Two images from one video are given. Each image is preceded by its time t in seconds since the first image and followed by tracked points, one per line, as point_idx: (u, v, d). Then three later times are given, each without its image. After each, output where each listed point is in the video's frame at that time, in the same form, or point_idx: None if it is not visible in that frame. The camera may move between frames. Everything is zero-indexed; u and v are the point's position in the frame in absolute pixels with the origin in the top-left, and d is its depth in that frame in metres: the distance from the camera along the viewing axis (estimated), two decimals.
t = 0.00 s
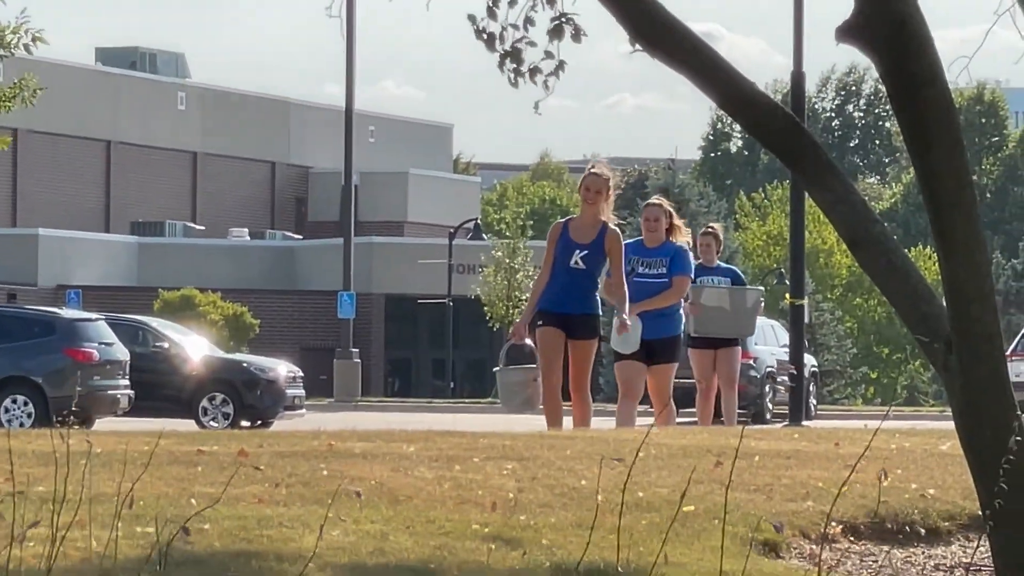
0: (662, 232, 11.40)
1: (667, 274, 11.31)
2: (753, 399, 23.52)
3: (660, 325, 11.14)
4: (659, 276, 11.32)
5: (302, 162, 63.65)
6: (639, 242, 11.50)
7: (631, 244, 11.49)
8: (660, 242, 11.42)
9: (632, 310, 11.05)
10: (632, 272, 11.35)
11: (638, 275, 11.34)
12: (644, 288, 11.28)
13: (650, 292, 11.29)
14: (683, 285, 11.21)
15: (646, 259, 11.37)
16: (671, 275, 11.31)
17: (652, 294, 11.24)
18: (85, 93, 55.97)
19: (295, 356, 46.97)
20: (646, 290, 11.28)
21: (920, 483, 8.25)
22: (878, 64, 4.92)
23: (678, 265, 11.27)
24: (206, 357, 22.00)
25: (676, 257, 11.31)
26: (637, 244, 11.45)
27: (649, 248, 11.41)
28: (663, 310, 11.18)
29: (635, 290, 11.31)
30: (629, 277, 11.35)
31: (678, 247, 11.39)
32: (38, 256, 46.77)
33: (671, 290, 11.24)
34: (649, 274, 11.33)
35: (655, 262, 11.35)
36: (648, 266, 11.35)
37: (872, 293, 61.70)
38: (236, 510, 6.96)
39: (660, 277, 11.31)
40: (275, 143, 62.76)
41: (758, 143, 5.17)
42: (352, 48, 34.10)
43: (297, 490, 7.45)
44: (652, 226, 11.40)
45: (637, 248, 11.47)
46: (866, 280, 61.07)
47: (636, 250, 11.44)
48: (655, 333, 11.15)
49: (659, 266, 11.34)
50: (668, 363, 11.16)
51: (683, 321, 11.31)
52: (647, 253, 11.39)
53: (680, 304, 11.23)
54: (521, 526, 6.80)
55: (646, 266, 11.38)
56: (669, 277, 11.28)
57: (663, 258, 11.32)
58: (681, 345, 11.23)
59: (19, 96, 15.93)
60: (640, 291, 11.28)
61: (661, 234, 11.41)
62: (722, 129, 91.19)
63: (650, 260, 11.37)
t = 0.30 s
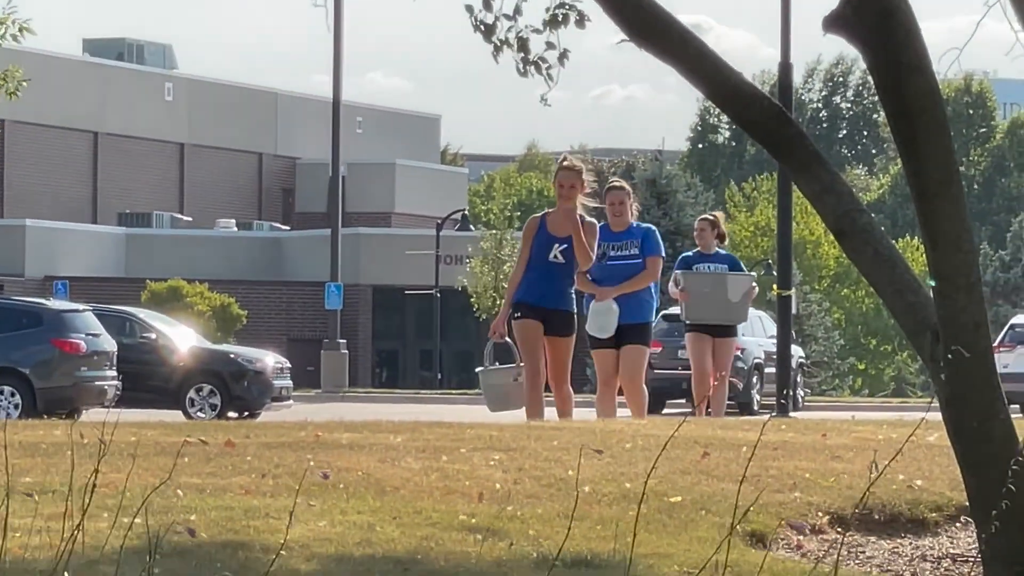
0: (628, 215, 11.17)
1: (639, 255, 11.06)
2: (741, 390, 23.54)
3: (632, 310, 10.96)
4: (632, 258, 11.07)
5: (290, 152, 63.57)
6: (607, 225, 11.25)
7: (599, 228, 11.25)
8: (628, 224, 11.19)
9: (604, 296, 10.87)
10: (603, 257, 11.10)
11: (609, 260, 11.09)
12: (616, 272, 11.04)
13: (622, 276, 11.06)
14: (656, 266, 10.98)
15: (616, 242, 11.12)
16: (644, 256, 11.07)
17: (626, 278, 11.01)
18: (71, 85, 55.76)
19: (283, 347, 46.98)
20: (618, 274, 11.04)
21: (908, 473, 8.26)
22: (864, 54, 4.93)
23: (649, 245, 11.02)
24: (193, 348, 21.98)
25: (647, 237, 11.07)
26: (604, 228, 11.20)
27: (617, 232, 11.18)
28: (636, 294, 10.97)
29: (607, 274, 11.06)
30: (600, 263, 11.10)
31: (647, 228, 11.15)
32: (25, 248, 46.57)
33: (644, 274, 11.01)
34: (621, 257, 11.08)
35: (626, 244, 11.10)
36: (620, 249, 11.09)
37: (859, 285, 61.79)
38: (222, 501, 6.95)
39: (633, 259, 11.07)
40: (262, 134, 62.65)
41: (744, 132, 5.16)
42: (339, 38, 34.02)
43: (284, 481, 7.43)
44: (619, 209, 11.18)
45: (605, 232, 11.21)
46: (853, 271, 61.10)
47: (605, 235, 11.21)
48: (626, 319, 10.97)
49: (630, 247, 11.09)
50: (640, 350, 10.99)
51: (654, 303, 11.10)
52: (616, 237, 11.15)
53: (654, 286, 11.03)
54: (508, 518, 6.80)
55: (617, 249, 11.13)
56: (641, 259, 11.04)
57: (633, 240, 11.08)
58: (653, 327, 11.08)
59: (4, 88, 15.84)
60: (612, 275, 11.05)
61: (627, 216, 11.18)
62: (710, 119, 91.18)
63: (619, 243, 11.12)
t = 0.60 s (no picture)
0: (628, 217, 11.16)
1: (635, 260, 11.07)
2: (738, 384, 23.57)
3: (623, 315, 10.93)
4: (627, 262, 11.06)
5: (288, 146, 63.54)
6: (605, 224, 11.23)
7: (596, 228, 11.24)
8: (626, 226, 11.19)
9: (597, 302, 10.87)
10: (598, 259, 11.09)
11: (604, 262, 11.07)
12: (612, 276, 11.03)
13: (617, 280, 11.05)
14: (651, 272, 10.98)
15: (613, 245, 11.11)
16: (640, 262, 11.07)
17: (619, 283, 11.00)
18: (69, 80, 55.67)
19: (280, 342, 46.98)
20: (612, 278, 11.03)
21: (906, 468, 8.26)
22: (862, 49, 4.92)
23: (646, 251, 11.04)
24: (192, 343, 21.98)
25: (644, 242, 11.07)
26: (601, 229, 11.18)
27: (614, 232, 11.17)
28: (631, 301, 10.94)
29: (601, 279, 11.05)
30: (595, 265, 11.08)
31: (644, 233, 11.15)
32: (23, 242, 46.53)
33: (639, 278, 10.99)
34: (616, 261, 11.07)
35: (623, 248, 11.09)
36: (616, 253, 11.09)
37: (858, 279, 61.77)
38: (221, 495, 6.96)
39: (629, 263, 11.06)
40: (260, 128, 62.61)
41: (742, 127, 5.16)
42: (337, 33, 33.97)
43: (283, 476, 7.43)
44: (618, 211, 11.16)
45: (602, 231, 11.19)
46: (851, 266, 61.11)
47: (601, 234, 11.19)
48: (618, 322, 10.94)
49: (627, 251, 11.09)
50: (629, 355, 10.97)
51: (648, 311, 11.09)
52: (613, 237, 11.14)
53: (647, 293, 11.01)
54: (506, 513, 6.81)
55: (613, 252, 11.12)
56: (636, 264, 11.04)
57: (630, 244, 11.08)
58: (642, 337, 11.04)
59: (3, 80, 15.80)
60: (607, 280, 11.04)
61: (626, 218, 11.17)
62: (708, 114, 91.09)
63: (616, 246, 11.11)
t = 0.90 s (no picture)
0: (630, 209, 11.16)
1: (634, 252, 11.06)
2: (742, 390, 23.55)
3: (618, 308, 10.92)
4: (626, 255, 11.06)
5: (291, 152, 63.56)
6: (606, 217, 11.25)
7: (598, 221, 11.26)
8: (628, 219, 11.19)
9: (591, 292, 10.85)
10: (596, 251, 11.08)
11: (602, 253, 11.06)
12: (609, 267, 11.03)
13: (615, 271, 11.04)
14: (650, 265, 10.97)
15: (612, 237, 11.11)
16: (638, 255, 11.06)
17: (616, 274, 10.99)
18: (72, 85, 55.64)
19: (283, 347, 46.93)
20: (610, 269, 11.02)
21: (910, 475, 8.25)
22: (866, 54, 4.92)
23: (645, 244, 11.02)
24: (195, 348, 21.97)
25: (643, 235, 11.06)
26: (602, 220, 11.20)
27: (615, 225, 11.18)
28: (627, 293, 10.92)
29: (600, 269, 11.05)
30: (592, 256, 11.07)
31: (645, 225, 11.14)
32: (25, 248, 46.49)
33: (636, 271, 10.97)
34: (615, 252, 11.07)
35: (621, 240, 11.10)
36: (613, 245, 11.08)
37: (861, 285, 61.80)
38: (223, 502, 6.95)
39: (627, 256, 11.06)
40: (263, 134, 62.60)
41: (747, 133, 5.14)
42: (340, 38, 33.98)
43: (286, 482, 7.42)
44: (621, 203, 11.16)
45: (602, 224, 11.21)
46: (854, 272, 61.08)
47: (601, 227, 11.20)
48: (615, 315, 10.93)
49: (626, 243, 11.09)
50: (628, 347, 10.93)
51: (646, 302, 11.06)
52: (614, 231, 11.15)
53: (645, 286, 11.00)
54: (509, 518, 6.79)
55: (612, 244, 11.12)
56: (635, 256, 11.03)
57: (628, 237, 11.08)
58: (641, 331, 11.00)
59: (7, 87, 15.76)
60: (604, 271, 11.03)
61: (629, 210, 11.17)
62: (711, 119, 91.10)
63: (616, 238, 11.11)
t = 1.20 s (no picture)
0: (613, 219, 11.04)
1: (625, 260, 10.98)
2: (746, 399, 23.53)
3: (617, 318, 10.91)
4: (618, 263, 10.99)
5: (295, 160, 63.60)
6: (590, 228, 11.14)
7: (582, 232, 11.14)
8: (612, 228, 11.08)
9: (590, 304, 10.80)
10: (588, 263, 11.03)
11: (594, 266, 11.02)
12: (604, 278, 10.99)
13: (609, 281, 11.00)
14: (643, 270, 10.88)
15: (601, 248, 11.04)
16: (630, 262, 10.98)
17: (612, 285, 10.95)
18: (76, 93, 55.65)
19: (287, 354, 46.92)
20: (603, 281, 10.99)
21: (915, 483, 8.25)
22: (874, 66, 4.93)
23: (635, 250, 10.95)
24: (199, 356, 21.97)
25: (633, 242, 10.98)
26: (586, 233, 11.10)
27: (601, 236, 11.08)
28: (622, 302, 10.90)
29: (594, 281, 11.01)
30: (586, 269, 11.03)
31: (632, 232, 11.04)
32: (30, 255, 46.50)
33: (630, 279, 10.91)
34: (608, 263, 11.00)
35: (612, 249, 11.01)
36: (605, 255, 11.02)
37: (865, 293, 61.77)
38: (229, 509, 6.95)
39: (619, 264, 10.98)
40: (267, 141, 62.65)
41: (754, 142, 5.14)
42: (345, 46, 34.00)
43: (291, 490, 7.42)
44: (601, 213, 11.02)
45: (587, 236, 11.11)
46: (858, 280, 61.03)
47: (587, 239, 11.11)
48: (615, 327, 10.93)
49: (617, 252, 11.00)
50: (628, 358, 10.97)
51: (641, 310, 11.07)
52: (600, 241, 11.06)
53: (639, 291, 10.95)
54: (514, 526, 6.79)
55: (603, 254, 11.05)
56: (627, 264, 10.95)
57: (619, 245, 10.99)
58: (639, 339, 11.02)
59: (13, 93, 15.76)
60: (598, 282, 11.00)
61: (612, 219, 11.04)
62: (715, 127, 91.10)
63: (605, 248, 11.03)
